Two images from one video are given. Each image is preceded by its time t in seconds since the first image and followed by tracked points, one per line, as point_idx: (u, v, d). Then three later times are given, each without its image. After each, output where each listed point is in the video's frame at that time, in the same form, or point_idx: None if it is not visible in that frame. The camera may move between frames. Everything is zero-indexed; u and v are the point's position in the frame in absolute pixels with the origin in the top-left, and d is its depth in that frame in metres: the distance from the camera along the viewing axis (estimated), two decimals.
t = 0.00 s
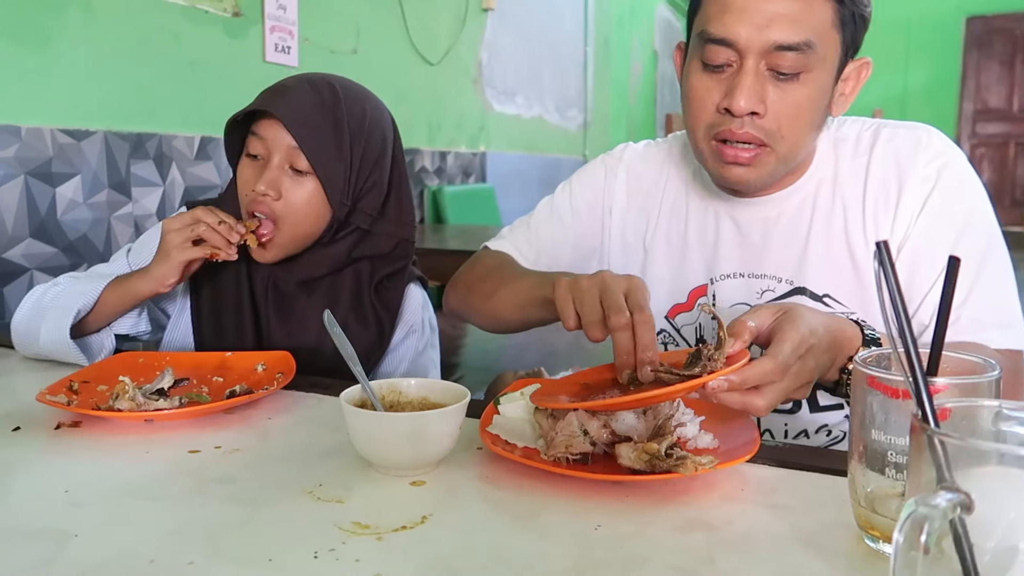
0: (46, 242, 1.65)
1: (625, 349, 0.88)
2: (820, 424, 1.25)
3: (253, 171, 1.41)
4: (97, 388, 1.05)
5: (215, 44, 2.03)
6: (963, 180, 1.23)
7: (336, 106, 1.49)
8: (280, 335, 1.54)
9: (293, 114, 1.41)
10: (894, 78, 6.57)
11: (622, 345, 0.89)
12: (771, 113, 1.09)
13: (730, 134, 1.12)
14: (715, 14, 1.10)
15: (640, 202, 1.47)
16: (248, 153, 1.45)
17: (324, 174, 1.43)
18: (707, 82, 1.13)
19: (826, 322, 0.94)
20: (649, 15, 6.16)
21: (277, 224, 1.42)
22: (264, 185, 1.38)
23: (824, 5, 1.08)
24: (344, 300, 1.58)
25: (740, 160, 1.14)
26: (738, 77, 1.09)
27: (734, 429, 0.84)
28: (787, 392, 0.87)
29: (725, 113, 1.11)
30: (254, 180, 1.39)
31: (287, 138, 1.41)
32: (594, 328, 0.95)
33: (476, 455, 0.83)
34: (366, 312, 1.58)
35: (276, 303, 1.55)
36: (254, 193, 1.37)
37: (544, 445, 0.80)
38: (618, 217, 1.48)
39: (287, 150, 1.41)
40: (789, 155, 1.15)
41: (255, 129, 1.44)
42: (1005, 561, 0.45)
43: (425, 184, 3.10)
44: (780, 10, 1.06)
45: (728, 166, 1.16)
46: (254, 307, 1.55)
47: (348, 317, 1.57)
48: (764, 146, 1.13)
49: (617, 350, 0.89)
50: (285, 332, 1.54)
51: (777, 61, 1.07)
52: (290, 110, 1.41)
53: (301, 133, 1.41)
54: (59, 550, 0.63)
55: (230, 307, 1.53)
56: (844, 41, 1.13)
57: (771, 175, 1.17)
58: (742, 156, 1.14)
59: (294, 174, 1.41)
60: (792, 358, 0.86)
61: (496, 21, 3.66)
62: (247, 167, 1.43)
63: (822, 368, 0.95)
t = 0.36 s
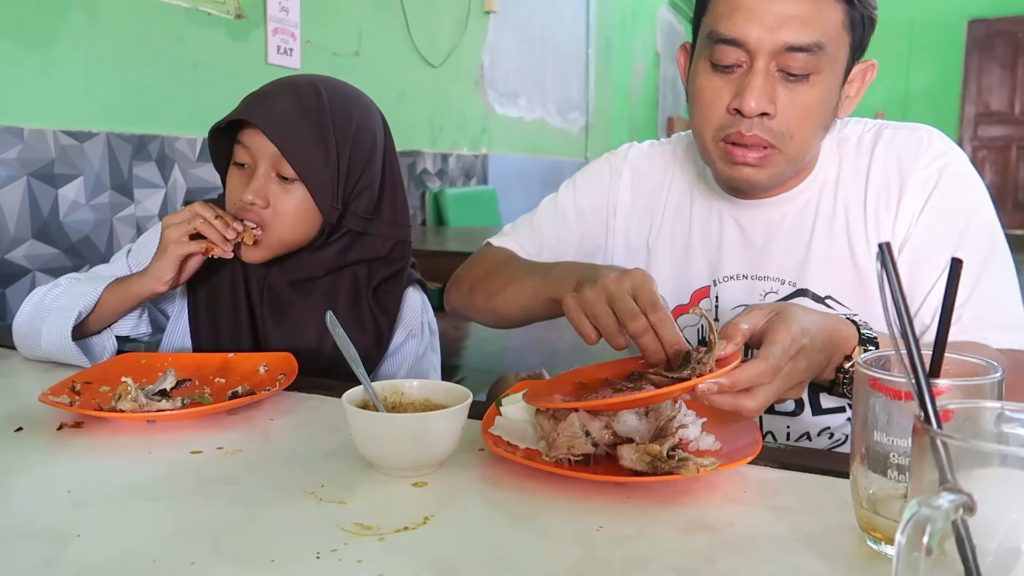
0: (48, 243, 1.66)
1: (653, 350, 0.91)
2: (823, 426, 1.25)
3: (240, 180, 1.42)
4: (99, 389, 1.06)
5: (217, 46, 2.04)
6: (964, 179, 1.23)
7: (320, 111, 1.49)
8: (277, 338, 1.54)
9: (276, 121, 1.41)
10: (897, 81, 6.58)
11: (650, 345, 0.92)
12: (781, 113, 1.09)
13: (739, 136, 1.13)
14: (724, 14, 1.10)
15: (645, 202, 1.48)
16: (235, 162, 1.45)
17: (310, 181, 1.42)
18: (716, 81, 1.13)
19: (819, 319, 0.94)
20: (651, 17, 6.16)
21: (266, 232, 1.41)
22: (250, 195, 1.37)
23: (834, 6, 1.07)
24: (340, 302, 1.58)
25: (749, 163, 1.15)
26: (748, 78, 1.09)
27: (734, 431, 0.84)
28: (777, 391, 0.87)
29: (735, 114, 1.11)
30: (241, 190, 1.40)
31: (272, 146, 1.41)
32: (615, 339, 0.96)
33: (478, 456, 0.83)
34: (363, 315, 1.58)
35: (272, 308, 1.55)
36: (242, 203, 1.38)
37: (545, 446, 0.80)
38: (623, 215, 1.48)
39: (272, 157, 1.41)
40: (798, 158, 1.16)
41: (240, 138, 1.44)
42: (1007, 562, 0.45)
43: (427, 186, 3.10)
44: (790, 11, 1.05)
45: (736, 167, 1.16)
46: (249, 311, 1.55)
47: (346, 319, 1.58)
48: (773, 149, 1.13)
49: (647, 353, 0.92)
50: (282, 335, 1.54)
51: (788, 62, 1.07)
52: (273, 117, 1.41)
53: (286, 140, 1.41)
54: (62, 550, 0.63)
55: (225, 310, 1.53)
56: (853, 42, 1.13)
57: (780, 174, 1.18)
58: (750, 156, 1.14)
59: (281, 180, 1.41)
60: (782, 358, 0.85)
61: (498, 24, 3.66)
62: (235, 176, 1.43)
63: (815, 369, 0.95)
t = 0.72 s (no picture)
0: (49, 243, 1.66)
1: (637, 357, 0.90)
2: (823, 429, 1.25)
3: (243, 179, 1.42)
4: (100, 389, 1.06)
5: (218, 47, 2.04)
6: (968, 179, 1.23)
7: (324, 108, 1.49)
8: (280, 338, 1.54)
9: (280, 117, 1.41)
10: (898, 83, 6.57)
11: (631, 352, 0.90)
12: (776, 107, 1.09)
13: (734, 126, 1.12)
14: (722, 7, 1.10)
15: (645, 200, 1.47)
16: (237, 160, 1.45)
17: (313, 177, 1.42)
18: (712, 75, 1.14)
19: (834, 318, 0.91)
20: (652, 19, 6.16)
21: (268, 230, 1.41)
22: (254, 192, 1.37)
23: (832, 4, 1.07)
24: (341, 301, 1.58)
25: (746, 155, 1.14)
26: (744, 70, 1.09)
27: (736, 430, 0.84)
28: (779, 393, 0.87)
29: (730, 107, 1.11)
30: (244, 188, 1.40)
31: (274, 142, 1.41)
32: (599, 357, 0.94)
33: (478, 456, 0.83)
34: (365, 313, 1.58)
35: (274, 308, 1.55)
36: (245, 200, 1.37)
37: (547, 446, 0.80)
38: (622, 214, 1.48)
39: (275, 154, 1.41)
40: (797, 152, 1.15)
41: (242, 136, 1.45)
42: (1010, 561, 0.45)
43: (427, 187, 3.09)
44: (788, 4, 1.05)
45: (732, 161, 1.16)
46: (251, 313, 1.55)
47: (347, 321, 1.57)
48: (770, 141, 1.13)
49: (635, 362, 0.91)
50: (285, 334, 1.54)
51: (784, 55, 1.07)
52: (276, 112, 1.41)
53: (289, 135, 1.41)
54: (62, 549, 0.63)
55: (227, 311, 1.54)
56: (852, 39, 1.13)
57: (778, 171, 1.17)
58: (747, 151, 1.14)
59: (284, 177, 1.41)
60: (784, 362, 0.85)
61: (499, 25, 3.67)
62: (237, 175, 1.43)
63: (828, 369, 0.94)
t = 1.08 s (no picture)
0: (53, 243, 1.66)
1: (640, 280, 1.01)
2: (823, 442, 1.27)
3: (246, 170, 1.41)
4: (103, 388, 1.06)
5: (222, 47, 2.04)
6: (976, 189, 1.22)
7: (328, 103, 1.50)
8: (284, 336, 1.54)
9: (283, 109, 1.42)
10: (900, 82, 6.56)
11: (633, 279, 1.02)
12: (743, 122, 1.08)
13: (700, 143, 1.11)
14: (694, 19, 1.10)
15: (630, 207, 1.48)
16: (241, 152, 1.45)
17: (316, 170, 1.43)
18: (683, 90, 1.14)
19: (863, 301, 0.93)
20: (655, 19, 6.15)
21: (270, 222, 1.41)
22: (255, 183, 1.37)
23: (805, 14, 1.07)
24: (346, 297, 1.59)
25: (709, 176, 1.13)
26: (712, 84, 1.08)
27: (739, 429, 0.84)
28: (786, 364, 0.93)
29: (697, 122, 1.10)
30: (246, 180, 1.39)
31: (278, 134, 1.41)
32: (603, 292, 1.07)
33: (481, 455, 0.83)
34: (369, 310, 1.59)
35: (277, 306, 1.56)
36: (247, 191, 1.37)
37: (549, 445, 0.80)
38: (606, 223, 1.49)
39: (278, 145, 1.41)
40: (765, 167, 1.14)
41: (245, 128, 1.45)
42: (1014, 561, 0.45)
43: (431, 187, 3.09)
44: (760, 15, 1.05)
45: (697, 182, 1.14)
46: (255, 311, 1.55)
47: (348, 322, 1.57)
48: (735, 158, 1.12)
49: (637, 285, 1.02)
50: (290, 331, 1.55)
51: (753, 69, 1.06)
52: (280, 104, 1.42)
53: (292, 128, 1.41)
54: (64, 548, 0.63)
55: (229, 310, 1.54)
56: (829, 53, 1.12)
57: (750, 189, 1.16)
58: (712, 168, 1.12)
59: (287, 168, 1.42)
60: (790, 335, 0.90)
61: (502, 25, 3.66)
62: (240, 166, 1.43)
63: (848, 356, 0.96)
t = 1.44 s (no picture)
0: (48, 243, 1.66)
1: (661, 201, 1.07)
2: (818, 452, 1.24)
3: (236, 166, 1.45)
4: (98, 389, 1.05)
5: (219, 47, 2.04)
6: (969, 194, 1.23)
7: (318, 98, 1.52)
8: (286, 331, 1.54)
9: (269, 104, 1.44)
10: (898, 82, 6.48)
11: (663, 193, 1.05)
12: (709, 126, 1.06)
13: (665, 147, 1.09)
14: (668, 16, 1.11)
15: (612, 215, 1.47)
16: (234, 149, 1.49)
17: (301, 162, 1.45)
18: (653, 92, 1.13)
19: (864, 265, 0.94)
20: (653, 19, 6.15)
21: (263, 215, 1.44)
22: (244, 176, 1.41)
23: (778, 15, 1.07)
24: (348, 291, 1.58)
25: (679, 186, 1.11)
26: (682, 84, 1.07)
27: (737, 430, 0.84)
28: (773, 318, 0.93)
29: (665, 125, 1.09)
30: (235, 173, 1.43)
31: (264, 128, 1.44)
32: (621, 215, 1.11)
33: (477, 455, 0.83)
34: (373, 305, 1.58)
35: (279, 299, 1.56)
36: (236, 184, 1.41)
37: (545, 446, 0.80)
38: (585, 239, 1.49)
39: (265, 139, 1.44)
40: (744, 176, 1.12)
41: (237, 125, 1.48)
42: (1007, 562, 0.45)
43: (428, 187, 3.09)
44: (732, 11, 1.05)
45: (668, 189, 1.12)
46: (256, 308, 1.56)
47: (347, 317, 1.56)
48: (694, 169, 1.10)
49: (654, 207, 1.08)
50: (291, 324, 1.55)
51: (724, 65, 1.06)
52: (265, 98, 1.44)
53: (278, 122, 1.43)
54: (59, 549, 0.63)
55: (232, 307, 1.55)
56: (803, 61, 1.11)
57: (728, 198, 1.13)
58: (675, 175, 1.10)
59: (274, 161, 1.44)
60: (778, 287, 0.90)
61: (499, 25, 3.66)
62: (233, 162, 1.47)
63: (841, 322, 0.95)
